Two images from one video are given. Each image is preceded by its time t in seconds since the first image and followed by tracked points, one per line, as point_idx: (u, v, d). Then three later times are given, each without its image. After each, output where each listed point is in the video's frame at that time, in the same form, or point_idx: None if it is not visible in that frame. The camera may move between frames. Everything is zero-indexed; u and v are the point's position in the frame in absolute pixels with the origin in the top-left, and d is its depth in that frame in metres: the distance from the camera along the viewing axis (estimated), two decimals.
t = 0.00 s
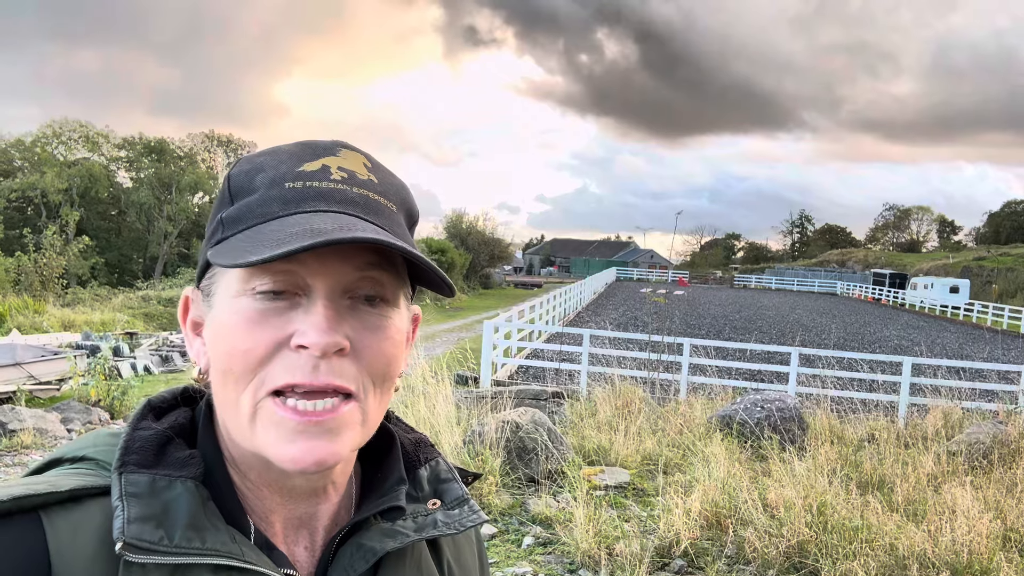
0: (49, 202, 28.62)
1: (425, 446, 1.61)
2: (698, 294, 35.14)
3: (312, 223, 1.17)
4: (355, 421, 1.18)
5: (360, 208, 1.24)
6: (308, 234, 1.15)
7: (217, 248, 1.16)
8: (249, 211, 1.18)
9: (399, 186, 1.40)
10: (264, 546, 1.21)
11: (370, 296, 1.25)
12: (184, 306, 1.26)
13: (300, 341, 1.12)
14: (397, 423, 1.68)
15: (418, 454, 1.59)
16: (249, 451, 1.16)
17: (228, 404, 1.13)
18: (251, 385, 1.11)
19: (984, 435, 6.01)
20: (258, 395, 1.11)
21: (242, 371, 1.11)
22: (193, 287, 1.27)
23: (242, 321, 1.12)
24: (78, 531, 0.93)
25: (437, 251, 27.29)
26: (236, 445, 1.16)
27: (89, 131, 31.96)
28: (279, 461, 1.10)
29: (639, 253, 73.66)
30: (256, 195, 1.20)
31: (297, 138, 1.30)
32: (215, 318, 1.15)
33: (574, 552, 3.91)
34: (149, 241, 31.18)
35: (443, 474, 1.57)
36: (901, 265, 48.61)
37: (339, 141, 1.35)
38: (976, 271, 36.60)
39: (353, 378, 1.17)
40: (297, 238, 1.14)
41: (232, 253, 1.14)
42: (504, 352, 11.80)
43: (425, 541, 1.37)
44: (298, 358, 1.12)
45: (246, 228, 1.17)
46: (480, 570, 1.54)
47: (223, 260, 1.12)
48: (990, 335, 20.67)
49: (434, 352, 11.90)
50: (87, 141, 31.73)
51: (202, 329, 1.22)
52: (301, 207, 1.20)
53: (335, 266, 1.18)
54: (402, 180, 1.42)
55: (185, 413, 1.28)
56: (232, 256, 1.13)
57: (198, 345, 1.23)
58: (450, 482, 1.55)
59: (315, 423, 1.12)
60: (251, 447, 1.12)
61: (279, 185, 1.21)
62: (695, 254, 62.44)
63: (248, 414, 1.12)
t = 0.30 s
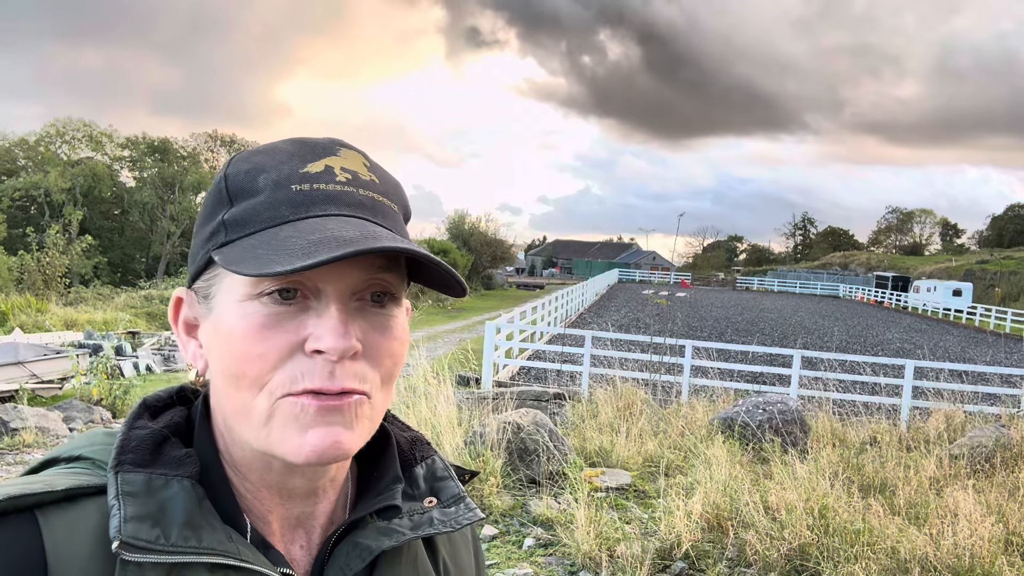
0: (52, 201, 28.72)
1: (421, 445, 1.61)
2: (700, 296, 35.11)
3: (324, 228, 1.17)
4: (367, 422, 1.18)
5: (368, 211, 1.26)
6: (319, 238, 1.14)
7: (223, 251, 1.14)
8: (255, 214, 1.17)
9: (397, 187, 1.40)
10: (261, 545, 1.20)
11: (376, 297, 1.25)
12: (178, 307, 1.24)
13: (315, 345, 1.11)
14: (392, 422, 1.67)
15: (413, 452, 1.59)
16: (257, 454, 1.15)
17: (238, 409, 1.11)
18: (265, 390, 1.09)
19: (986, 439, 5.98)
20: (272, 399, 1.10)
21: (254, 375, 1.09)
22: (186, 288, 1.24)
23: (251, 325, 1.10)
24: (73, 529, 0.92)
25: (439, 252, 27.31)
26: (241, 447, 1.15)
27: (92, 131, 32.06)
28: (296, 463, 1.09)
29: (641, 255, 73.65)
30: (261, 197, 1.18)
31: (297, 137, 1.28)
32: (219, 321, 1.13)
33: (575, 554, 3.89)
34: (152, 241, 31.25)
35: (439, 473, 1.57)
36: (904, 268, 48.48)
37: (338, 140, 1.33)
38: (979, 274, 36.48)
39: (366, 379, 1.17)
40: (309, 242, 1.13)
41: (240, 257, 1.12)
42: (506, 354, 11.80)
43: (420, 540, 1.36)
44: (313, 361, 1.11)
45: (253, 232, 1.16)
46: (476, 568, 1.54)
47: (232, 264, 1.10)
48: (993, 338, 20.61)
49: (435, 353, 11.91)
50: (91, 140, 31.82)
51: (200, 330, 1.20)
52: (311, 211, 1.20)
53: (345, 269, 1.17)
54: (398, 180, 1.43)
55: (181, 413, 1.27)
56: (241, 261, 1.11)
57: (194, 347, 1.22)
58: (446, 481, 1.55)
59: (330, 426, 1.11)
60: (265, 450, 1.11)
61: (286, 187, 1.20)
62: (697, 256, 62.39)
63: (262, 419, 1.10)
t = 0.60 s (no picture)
0: (55, 198, 28.78)
1: (419, 442, 1.60)
2: (701, 296, 35.09)
3: (332, 234, 1.18)
4: (372, 425, 1.18)
5: (373, 214, 1.28)
6: (332, 247, 1.15)
7: (226, 257, 1.13)
8: (258, 219, 1.16)
9: (394, 188, 1.41)
10: (260, 544, 1.20)
11: (377, 299, 1.25)
12: (170, 310, 1.23)
13: (323, 350, 1.11)
14: (391, 420, 1.67)
15: (411, 449, 1.58)
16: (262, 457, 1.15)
17: (244, 414, 1.10)
18: (275, 396, 1.09)
19: (987, 442, 5.97)
20: (281, 404, 1.09)
21: (261, 381, 1.08)
22: (179, 290, 1.23)
23: (257, 330, 1.09)
24: (71, 528, 0.92)
25: (441, 251, 27.31)
26: (245, 449, 1.14)
27: (95, 129, 32.10)
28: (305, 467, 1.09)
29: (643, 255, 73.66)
30: (264, 201, 1.17)
31: (294, 138, 1.27)
32: (221, 324, 1.11)
33: (576, 554, 3.89)
34: (154, 239, 31.29)
35: (437, 469, 1.56)
36: (906, 270, 48.40)
37: (335, 141, 1.32)
38: (981, 276, 36.42)
39: (371, 383, 1.18)
40: (320, 251, 1.14)
41: (247, 265, 1.11)
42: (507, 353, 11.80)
43: (419, 537, 1.36)
44: (321, 366, 1.11)
45: (258, 236, 1.15)
46: (474, 566, 1.53)
47: (239, 270, 1.09)
48: (994, 340, 20.60)
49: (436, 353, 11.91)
50: (94, 138, 31.88)
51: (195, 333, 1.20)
52: (317, 215, 1.21)
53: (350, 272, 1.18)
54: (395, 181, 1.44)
55: (178, 412, 1.27)
56: (249, 268, 1.10)
57: (190, 349, 1.22)
58: (444, 477, 1.54)
59: (339, 428, 1.12)
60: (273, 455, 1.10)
61: (289, 191, 1.19)
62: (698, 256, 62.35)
63: (271, 425, 1.10)
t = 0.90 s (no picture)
0: (59, 194, 28.88)
1: (422, 442, 1.59)
2: (704, 295, 35.02)
3: (330, 237, 1.16)
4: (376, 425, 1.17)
5: (369, 214, 1.26)
6: (332, 249, 1.14)
7: (225, 261, 1.11)
8: (257, 221, 1.14)
9: (394, 189, 1.40)
10: (264, 545, 1.19)
11: (379, 300, 1.24)
12: (169, 314, 1.22)
13: (326, 352, 1.10)
14: (393, 420, 1.66)
15: (415, 449, 1.57)
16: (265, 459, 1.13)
17: (246, 417, 1.08)
18: (279, 399, 1.07)
19: (992, 442, 5.93)
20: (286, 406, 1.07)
21: (264, 386, 1.06)
22: (178, 295, 1.22)
23: (260, 332, 1.07)
24: (74, 530, 0.91)
25: (444, 249, 27.31)
26: (248, 451, 1.13)
27: (99, 125, 32.15)
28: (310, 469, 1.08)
29: (646, 253, 73.57)
30: (263, 203, 1.15)
31: (292, 139, 1.25)
32: (222, 328, 1.10)
33: (578, 553, 3.88)
34: (157, 235, 31.35)
35: (441, 469, 1.55)
36: (910, 269, 48.22)
37: (333, 141, 1.31)
38: (985, 275, 36.25)
39: (375, 385, 1.16)
40: (321, 254, 1.12)
41: (247, 268, 1.09)
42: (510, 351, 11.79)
43: (425, 536, 1.35)
44: (325, 369, 1.10)
45: (257, 239, 1.13)
46: (480, 566, 1.52)
47: (240, 274, 1.07)
48: (999, 340, 20.50)
49: (438, 350, 11.91)
50: (98, 135, 31.95)
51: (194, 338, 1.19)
52: (317, 217, 1.19)
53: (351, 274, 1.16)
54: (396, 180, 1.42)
55: (180, 414, 1.25)
56: (248, 271, 1.08)
57: (189, 355, 1.20)
58: (449, 477, 1.53)
59: (345, 430, 1.10)
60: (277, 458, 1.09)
61: (288, 193, 1.17)
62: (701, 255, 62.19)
63: (275, 429, 1.08)
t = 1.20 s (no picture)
0: (58, 193, 28.88)
1: (426, 444, 1.58)
2: (703, 295, 35.01)
3: (303, 238, 1.13)
4: (354, 432, 1.14)
5: (356, 216, 1.22)
6: (293, 251, 1.10)
7: (209, 259, 1.12)
8: (242, 221, 1.15)
9: (395, 188, 1.36)
10: (264, 544, 1.18)
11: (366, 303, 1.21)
12: (176, 310, 1.23)
13: (299, 356, 1.09)
14: (398, 421, 1.65)
15: (418, 451, 1.56)
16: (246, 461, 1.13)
17: (225, 418, 1.09)
18: (251, 402, 1.07)
19: (992, 443, 5.92)
20: (257, 409, 1.07)
21: (238, 387, 1.08)
22: (184, 290, 1.24)
23: (236, 333, 1.08)
24: (78, 529, 0.90)
25: (443, 248, 27.29)
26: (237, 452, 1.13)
27: (99, 123, 32.11)
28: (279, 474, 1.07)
29: (646, 253, 73.59)
30: (249, 203, 1.15)
31: (289, 139, 1.25)
32: (208, 326, 1.11)
33: (578, 553, 3.87)
34: (157, 233, 31.32)
35: (444, 472, 1.54)
36: (910, 270, 48.23)
37: (333, 141, 1.29)
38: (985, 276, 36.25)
39: (352, 391, 1.14)
40: (288, 254, 1.10)
41: (224, 267, 1.10)
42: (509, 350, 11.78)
43: (426, 538, 1.34)
44: (298, 373, 1.09)
45: (239, 239, 1.14)
46: (483, 568, 1.50)
47: (216, 274, 1.08)
48: (998, 340, 20.50)
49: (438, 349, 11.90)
50: (98, 133, 31.92)
51: (193, 335, 1.20)
52: (296, 217, 1.17)
53: (334, 277, 1.14)
54: (398, 180, 1.39)
55: (184, 413, 1.25)
56: (224, 272, 1.08)
57: (191, 350, 1.20)
58: (451, 480, 1.52)
59: (316, 440, 1.09)
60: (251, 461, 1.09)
61: (273, 194, 1.16)
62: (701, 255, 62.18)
63: (247, 431, 1.08)
